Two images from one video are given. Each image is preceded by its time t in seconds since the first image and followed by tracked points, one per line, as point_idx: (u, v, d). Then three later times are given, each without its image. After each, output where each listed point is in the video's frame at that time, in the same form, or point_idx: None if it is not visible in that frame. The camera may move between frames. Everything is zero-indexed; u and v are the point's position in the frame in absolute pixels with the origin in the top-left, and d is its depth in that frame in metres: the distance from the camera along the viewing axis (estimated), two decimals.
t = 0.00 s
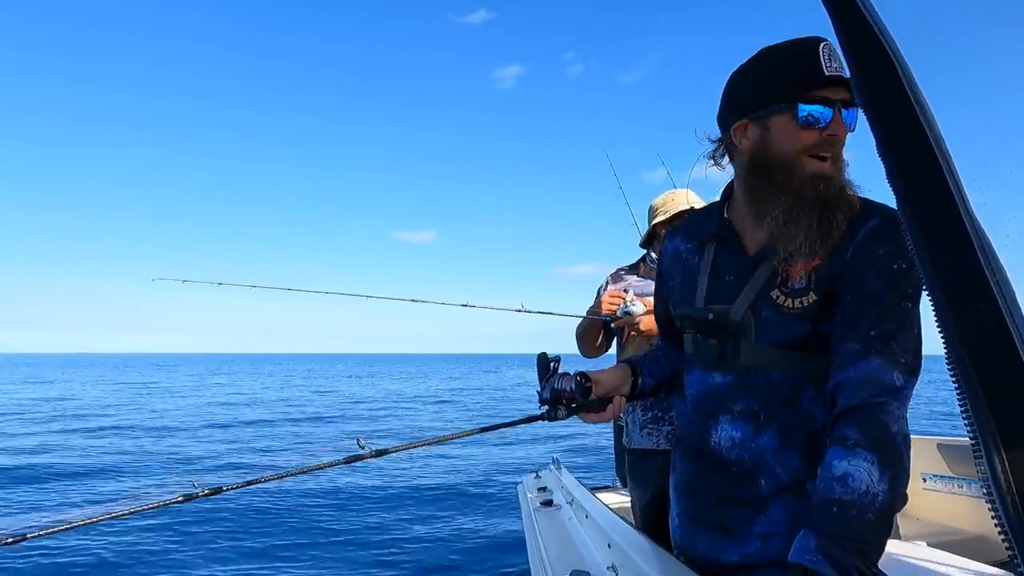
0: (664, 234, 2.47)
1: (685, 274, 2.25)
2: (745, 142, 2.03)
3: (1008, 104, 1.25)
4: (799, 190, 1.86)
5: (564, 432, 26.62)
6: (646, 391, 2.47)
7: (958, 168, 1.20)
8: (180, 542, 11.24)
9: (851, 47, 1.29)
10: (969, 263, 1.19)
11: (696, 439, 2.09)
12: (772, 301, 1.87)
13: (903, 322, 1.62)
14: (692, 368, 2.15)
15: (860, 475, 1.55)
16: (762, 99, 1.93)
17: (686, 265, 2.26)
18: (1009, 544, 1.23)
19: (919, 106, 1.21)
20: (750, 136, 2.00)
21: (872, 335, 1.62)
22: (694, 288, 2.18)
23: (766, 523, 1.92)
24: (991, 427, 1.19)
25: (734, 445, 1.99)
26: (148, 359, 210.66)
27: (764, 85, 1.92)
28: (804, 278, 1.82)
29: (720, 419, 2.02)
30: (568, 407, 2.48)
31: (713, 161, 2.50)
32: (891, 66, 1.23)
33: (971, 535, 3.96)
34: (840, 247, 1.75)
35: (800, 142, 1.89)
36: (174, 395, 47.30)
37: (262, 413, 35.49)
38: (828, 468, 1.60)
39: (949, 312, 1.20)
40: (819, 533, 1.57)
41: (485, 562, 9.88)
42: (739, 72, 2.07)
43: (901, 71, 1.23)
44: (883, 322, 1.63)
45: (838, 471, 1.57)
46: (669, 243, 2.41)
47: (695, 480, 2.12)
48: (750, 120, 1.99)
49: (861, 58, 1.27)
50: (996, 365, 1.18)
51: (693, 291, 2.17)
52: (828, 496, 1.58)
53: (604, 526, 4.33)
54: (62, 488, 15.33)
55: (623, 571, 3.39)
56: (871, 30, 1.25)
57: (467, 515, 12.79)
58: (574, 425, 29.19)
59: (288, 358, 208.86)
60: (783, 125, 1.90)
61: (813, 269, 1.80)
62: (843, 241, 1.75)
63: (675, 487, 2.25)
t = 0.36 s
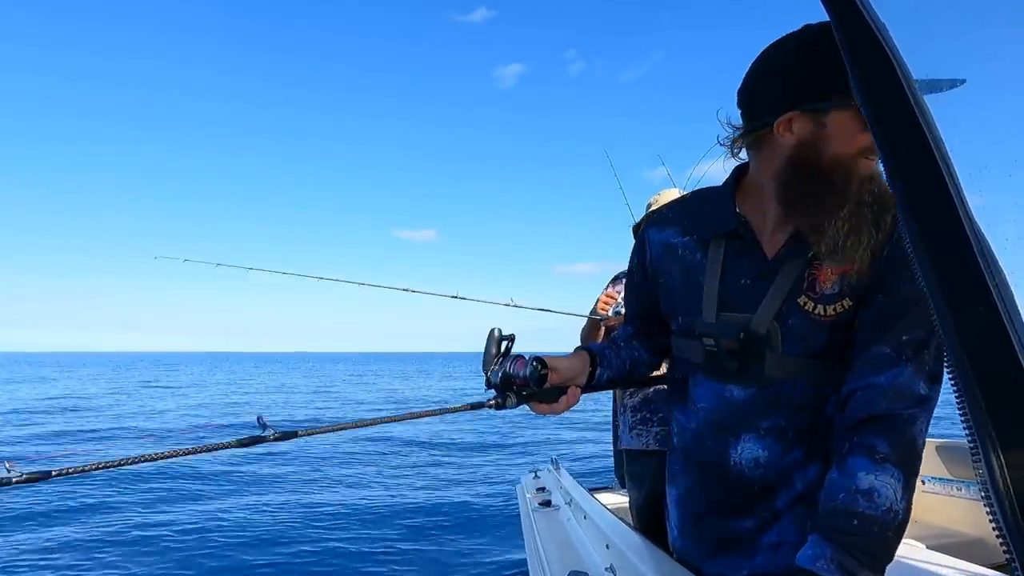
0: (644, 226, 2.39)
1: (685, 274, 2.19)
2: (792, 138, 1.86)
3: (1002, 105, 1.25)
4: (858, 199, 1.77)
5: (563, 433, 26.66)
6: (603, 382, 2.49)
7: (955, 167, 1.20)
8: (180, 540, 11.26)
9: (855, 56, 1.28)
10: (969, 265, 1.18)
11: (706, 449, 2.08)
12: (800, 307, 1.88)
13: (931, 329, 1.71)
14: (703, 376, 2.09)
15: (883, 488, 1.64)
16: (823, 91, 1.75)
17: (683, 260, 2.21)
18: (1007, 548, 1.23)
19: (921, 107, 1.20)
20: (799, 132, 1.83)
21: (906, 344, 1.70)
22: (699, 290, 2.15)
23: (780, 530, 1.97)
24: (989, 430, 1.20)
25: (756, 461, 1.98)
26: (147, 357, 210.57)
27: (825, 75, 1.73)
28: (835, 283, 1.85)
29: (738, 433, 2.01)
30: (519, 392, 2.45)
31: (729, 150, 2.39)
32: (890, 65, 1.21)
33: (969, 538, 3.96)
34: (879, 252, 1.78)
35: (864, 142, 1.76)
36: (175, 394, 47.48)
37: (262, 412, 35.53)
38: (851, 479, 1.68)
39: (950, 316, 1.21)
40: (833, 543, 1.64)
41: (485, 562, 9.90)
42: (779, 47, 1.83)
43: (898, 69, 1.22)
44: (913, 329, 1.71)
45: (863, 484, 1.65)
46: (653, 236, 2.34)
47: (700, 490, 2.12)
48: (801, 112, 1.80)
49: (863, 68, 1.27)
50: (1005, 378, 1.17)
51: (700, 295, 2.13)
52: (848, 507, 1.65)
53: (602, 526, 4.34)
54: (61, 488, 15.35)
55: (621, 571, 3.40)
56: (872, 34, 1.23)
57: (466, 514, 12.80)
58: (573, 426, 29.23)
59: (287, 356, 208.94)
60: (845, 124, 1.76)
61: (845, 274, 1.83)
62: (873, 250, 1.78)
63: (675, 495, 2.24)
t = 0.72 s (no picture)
0: (630, 235, 2.39)
1: (673, 282, 2.19)
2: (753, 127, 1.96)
3: (1001, 100, 1.26)
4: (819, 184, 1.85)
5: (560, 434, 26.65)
6: (596, 397, 2.46)
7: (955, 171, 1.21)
8: (173, 548, 11.27)
9: (864, 63, 1.27)
10: (971, 279, 1.18)
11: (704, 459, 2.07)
12: (790, 312, 1.86)
13: (924, 328, 1.69)
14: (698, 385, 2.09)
15: (875, 494, 1.64)
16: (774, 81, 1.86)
17: (670, 269, 2.20)
18: (1002, 563, 1.23)
19: (924, 115, 1.21)
20: (757, 119, 1.93)
21: (891, 343, 1.69)
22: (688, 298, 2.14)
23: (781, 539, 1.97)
24: (986, 444, 1.20)
25: (758, 469, 1.98)
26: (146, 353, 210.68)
27: (778, 60, 1.84)
28: (823, 284, 1.83)
29: (738, 442, 2.00)
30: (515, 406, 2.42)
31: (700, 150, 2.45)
32: (896, 76, 1.22)
33: (963, 550, 3.95)
34: (863, 247, 1.77)
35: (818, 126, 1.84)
36: (176, 394, 47.57)
37: (260, 412, 35.52)
38: (842, 486, 1.68)
39: (950, 328, 1.20)
40: (825, 551, 1.65)
41: (478, 565, 9.90)
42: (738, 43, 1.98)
43: (904, 78, 1.23)
44: (903, 327, 1.70)
45: (854, 491, 1.66)
46: (639, 246, 2.32)
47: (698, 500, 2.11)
48: (756, 101, 1.91)
49: (869, 77, 1.26)
50: (1002, 390, 1.17)
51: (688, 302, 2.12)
52: (839, 514, 1.66)
53: (595, 527, 4.35)
54: (55, 492, 15.36)
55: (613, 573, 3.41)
56: (880, 44, 1.25)
57: (460, 515, 12.80)
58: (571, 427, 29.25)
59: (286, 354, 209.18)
60: (797, 111, 1.85)
61: (834, 272, 1.80)
62: (858, 245, 1.77)
63: (673, 506, 2.23)
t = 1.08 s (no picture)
0: (632, 236, 2.38)
1: (670, 282, 2.17)
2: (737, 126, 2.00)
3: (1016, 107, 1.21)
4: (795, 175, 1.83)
5: (558, 435, 26.59)
6: (606, 399, 2.39)
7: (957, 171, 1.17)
8: (168, 542, 11.25)
9: (866, 63, 1.24)
10: (970, 287, 1.14)
11: (701, 459, 2.03)
12: (779, 308, 1.83)
13: (918, 327, 1.63)
14: (694, 384, 2.06)
15: (867, 498, 1.60)
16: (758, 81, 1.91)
17: (668, 269, 2.18)
18: None
19: (925, 115, 1.17)
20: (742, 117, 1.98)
21: (881, 340, 1.64)
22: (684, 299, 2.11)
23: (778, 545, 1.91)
24: (984, 455, 1.16)
25: (751, 470, 1.92)
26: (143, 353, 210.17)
27: (759, 63, 1.89)
28: (813, 280, 1.79)
29: (730, 443, 1.96)
30: (520, 400, 2.38)
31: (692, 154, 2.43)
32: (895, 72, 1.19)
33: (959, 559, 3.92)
34: (854, 243, 1.73)
35: (797, 123, 1.86)
36: (175, 393, 47.65)
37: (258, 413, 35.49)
38: (833, 490, 1.64)
39: (949, 336, 1.17)
40: (816, 556, 1.62)
41: (474, 564, 9.87)
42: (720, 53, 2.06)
43: (906, 76, 1.19)
44: (896, 327, 1.64)
45: (846, 495, 1.62)
46: (640, 247, 2.31)
47: (694, 502, 2.08)
48: (740, 102, 1.97)
49: (873, 76, 1.23)
50: (1000, 400, 1.13)
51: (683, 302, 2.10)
52: (830, 518, 1.63)
53: (590, 528, 4.31)
54: (51, 488, 15.33)
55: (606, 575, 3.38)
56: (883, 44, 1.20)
57: (456, 515, 12.75)
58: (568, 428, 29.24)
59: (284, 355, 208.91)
60: (778, 108, 1.88)
61: (821, 269, 1.76)
62: (849, 241, 1.73)
63: (672, 508, 2.20)
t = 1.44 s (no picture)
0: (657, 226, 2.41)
1: (694, 272, 2.19)
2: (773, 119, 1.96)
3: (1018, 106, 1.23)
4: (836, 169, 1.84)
5: (561, 434, 26.62)
6: (626, 385, 2.39)
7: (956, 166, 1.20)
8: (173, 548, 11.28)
9: (865, 60, 1.28)
10: (969, 281, 1.17)
11: (725, 446, 2.07)
12: (803, 297, 1.87)
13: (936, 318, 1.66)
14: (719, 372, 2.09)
15: (882, 482, 1.62)
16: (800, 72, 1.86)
17: (692, 260, 2.21)
18: (1002, 566, 1.22)
19: (923, 109, 1.20)
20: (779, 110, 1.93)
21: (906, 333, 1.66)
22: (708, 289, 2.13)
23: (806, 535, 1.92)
24: (986, 446, 1.18)
25: (777, 458, 1.95)
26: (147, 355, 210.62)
27: (795, 55, 1.85)
28: (837, 270, 1.83)
29: (757, 430, 1.98)
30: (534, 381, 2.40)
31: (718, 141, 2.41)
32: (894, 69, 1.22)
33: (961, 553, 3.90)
34: (880, 234, 1.77)
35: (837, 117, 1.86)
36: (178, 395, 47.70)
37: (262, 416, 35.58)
38: (848, 478, 1.67)
39: (950, 328, 1.20)
40: (830, 544, 1.63)
41: (478, 565, 9.89)
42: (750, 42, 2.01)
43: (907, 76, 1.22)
44: (913, 318, 1.67)
45: (860, 482, 1.64)
46: (664, 238, 2.34)
47: (721, 489, 2.11)
48: (777, 93, 1.93)
49: (872, 78, 1.27)
50: (1004, 390, 1.16)
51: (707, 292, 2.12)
52: (844, 506, 1.65)
53: (594, 527, 4.34)
54: (56, 493, 15.38)
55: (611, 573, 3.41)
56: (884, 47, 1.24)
57: (459, 516, 12.77)
58: (570, 427, 29.26)
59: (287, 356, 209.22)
60: (817, 100, 1.86)
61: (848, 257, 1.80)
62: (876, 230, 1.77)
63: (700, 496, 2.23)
